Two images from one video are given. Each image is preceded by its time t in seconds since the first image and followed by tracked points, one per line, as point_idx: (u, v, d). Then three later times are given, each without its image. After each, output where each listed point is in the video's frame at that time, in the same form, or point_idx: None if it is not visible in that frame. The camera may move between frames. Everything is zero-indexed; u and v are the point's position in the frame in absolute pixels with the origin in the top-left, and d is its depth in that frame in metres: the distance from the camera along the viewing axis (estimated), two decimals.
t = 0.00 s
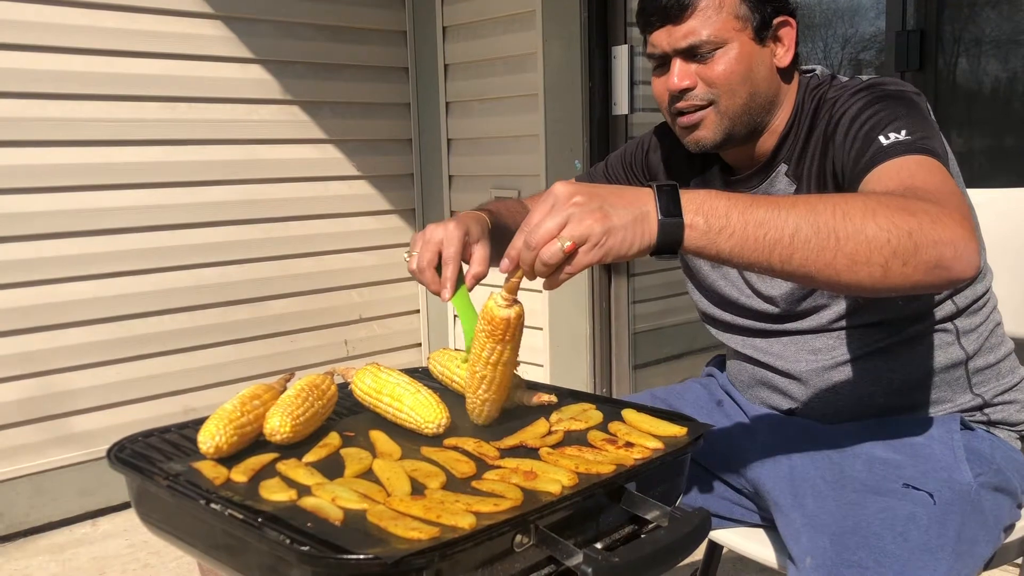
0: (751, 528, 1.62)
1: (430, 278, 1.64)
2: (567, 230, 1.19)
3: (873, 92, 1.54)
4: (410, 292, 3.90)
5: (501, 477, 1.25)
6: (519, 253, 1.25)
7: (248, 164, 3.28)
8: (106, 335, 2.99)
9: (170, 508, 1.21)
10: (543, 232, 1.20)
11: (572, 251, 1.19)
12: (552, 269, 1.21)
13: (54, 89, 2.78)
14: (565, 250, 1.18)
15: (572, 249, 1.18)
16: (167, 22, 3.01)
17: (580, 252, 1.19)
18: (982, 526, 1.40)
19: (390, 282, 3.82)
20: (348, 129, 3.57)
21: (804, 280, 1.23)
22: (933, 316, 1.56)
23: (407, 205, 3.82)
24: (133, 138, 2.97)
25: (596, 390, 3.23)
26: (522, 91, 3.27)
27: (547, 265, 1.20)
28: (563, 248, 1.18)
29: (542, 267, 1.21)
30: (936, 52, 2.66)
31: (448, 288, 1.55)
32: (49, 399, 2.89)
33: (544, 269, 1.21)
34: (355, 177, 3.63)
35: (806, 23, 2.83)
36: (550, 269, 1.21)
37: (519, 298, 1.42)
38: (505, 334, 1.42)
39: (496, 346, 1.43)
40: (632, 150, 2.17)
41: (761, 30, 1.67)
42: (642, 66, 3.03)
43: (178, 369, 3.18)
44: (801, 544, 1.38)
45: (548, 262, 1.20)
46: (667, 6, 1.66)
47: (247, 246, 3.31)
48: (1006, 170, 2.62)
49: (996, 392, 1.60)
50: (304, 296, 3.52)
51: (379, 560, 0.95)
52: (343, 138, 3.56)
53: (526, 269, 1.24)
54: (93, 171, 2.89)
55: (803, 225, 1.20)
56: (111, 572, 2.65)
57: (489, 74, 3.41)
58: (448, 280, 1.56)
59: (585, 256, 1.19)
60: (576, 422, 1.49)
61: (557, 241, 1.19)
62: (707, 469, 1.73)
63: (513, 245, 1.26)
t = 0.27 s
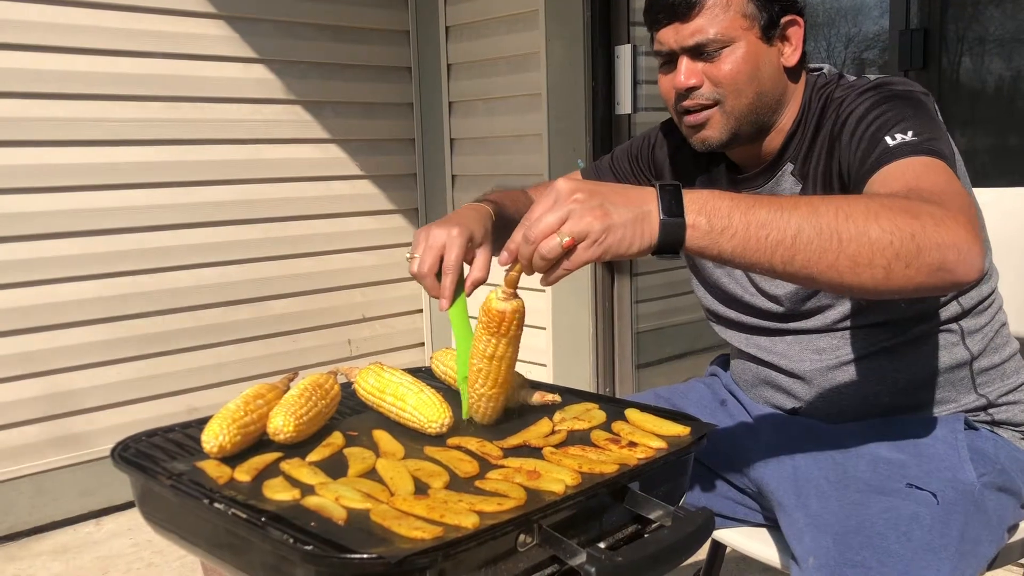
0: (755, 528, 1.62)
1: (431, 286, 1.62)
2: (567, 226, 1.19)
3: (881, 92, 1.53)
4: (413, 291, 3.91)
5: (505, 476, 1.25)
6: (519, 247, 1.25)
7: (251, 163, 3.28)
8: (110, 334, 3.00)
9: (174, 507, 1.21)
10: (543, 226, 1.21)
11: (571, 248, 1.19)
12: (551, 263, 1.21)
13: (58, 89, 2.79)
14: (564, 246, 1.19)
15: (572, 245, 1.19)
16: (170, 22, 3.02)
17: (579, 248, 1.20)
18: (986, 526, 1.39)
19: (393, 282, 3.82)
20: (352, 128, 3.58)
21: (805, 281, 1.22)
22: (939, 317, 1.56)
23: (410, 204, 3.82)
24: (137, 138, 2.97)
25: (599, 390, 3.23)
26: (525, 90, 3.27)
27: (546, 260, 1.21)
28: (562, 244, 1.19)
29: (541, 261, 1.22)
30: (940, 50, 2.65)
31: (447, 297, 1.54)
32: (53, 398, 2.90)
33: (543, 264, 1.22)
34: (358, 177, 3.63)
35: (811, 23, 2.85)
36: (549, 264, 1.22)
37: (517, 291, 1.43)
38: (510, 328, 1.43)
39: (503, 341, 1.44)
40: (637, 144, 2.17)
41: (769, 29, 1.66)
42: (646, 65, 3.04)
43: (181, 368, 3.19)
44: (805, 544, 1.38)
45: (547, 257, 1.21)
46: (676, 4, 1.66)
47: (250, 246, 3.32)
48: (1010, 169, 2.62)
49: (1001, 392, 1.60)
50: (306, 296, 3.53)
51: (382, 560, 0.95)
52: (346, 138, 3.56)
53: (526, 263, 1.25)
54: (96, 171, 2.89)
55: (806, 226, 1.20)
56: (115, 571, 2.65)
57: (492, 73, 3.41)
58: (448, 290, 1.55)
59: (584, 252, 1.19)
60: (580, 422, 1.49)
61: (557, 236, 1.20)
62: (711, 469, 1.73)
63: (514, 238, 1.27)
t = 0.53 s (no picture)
0: (758, 527, 1.62)
1: (435, 202, 1.65)
2: (571, 225, 1.19)
3: (886, 91, 1.53)
4: (415, 291, 3.91)
5: (507, 476, 1.25)
6: (520, 245, 1.24)
7: (253, 164, 3.28)
8: (112, 334, 3.00)
9: (176, 507, 1.21)
10: (546, 225, 1.20)
11: (573, 247, 1.19)
12: (554, 262, 1.21)
13: (60, 89, 2.79)
14: (568, 245, 1.18)
15: (575, 244, 1.18)
16: (172, 22, 3.02)
17: (582, 247, 1.19)
18: (990, 526, 1.39)
19: (396, 282, 3.82)
20: (354, 128, 3.58)
21: (809, 280, 1.22)
22: (944, 316, 1.56)
23: (412, 204, 3.82)
24: (139, 138, 2.98)
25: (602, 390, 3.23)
26: (527, 90, 3.27)
27: (548, 259, 1.21)
28: (565, 243, 1.18)
29: (543, 261, 1.21)
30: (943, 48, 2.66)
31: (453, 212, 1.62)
32: (57, 398, 2.90)
33: (545, 263, 1.21)
34: (360, 177, 3.63)
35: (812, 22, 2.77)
36: (551, 263, 1.21)
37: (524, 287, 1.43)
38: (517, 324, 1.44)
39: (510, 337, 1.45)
40: (643, 141, 2.16)
41: (774, 28, 1.66)
42: (647, 64, 3.00)
43: (183, 369, 3.19)
44: (808, 544, 1.38)
45: (549, 256, 1.21)
46: (680, 2, 1.65)
47: (252, 246, 3.32)
48: (1013, 168, 2.61)
49: (1005, 391, 1.59)
50: (309, 296, 3.53)
51: (384, 559, 0.95)
52: (348, 138, 3.56)
53: (527, 262, 1.24)
54: (98, 171, 2.90)
55: (810, 225, 1.20)
56: (118, 571, 2.65)
57: (494, 73, 3.41)
58: (455, 203, 1.63)
59: (587, 251, 1.19)
60: (582, 421, 1.49)
61: (560, 235, 1.19)
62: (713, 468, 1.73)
63: (514, 236, 1.25)
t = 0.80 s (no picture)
0: (761, 528, 1.61)
1: (434, 260, 1.64)
2: (569, 224, 1.20)
3: (888, 91, 1.53)
4: (418, 292, 3.91)
5: (509, 478, 1.25)
6: (519, 244, 1.25)
7: (255, 164, 3.29)
8: (115, 335, 3.00)
9: (179, 509, 1.22)
10: (544, 224, 1.21)
11: (571, 245, 1.20)
12: (551, 261, 1.22)
13: (63, 91, 2.80)
14: (565, 244, 1.19)
15: (572, 243, 1.19)
16: (174, 24, 3.02)
17: (579, 246, 1.20)
18: (994, 527, 1.39)
19: (398, 283, 3.83)
20: (356, 129, 3.58)
21: (808, 280, 1.22)
22: (947, 317, 1.55)
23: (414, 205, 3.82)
24: (141, 140, 2.98)
25: (604, 390, 3.23)
26: (528, 90, 3.27)
27: (546, 257, 1.22)
28: (563, 242, 1.19)
29: (541, 260, 1.22)
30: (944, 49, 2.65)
31: (456, 271, 1.56)
32: (60, 399, 2.91)
33: (542, 261, 1.22)
34: (363, 177, 3.63)
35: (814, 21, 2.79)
36: (548, 261, 1.22)
37: (529, 291, 1.43)
38: (521, 327, 1.43)
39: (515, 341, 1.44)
40: (646, 146, 2.16)
41: (778, 29, 1.66)
42: (649, 65, 3.02)
43: (186, 370, 3.19)
44: (811, 545, 1.38)
45: (547, 255, 1.22)
46: (684, 4, 1.66)
47: (255, 247, 3.32)
48: (1016, 168, 2.61)
49: (1009, 392, 1.59)
50: (311, 297, 3.53)
51: (387, 561, 0.95)
52: (350, 139, 3.57)
53: (525, 261, 1.25)
54: (101, 172, 2.90)
55: (808, 225, 1.20)
56: (121, 573, 2.66)
57: (496, 74, 3.41)
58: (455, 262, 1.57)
59: (585, 250, 1.20)
60: (585, 423, 1.49)
61: (558, 234, 1.20)
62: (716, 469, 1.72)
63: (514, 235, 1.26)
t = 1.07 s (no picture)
0: (762, 529, 1.61)
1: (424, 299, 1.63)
2: (565, 229, 1.20)
3: (887, 92, 1.53)
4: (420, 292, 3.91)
5: (510, 478, 1.25)
6: (516, 247, 1.25)
7: (258, 165, 3.29)
8: (118, 336, 3.01)
9: (180, 510, 1.22)
10: (541, 230, 1.21)
11: (568, 251, 1.20)
12: (548, 266, 1.22)
13: (66, 92, 2.80)
14: (562, 249, 1.20)
15: (569, 249, 1.19)
16: (177, 25, 3.03)
17: (576, 251, 1.20)
18: (995, 527, 1.38)
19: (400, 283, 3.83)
20: (358, 129, 3.58)
21: (807, 282, 1.22)
22: (947, 317, 1.55)
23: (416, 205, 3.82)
24: (143, 141, 2.98)
25: (606, 390, 3.23)
26: (530, 91, 3.27)
27: (543, 262, 1.22)
28: (559, 247, 1.19)
29: (538, 264, 1.23)
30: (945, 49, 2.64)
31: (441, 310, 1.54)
32: (62, 400, 2.91)
33: (539, 266, 1.23)
34: (365, 178, 3.63)
35: (816, 20, 2.84)
36: (545, 266, 1.22)
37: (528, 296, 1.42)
38: (520, 330, 1.43)
39: (512, 348, 1.44)
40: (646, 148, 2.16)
41: (775, 30, 1.66)
42: (651, 65, 3.01)
43: (188, 370, 3.19)
44: (813, 545, 1.37)
45: (543, 260, 1.22)
46: (680, 6, 1.65)
47: (257, 248, 3.33)
48: (1018, 167, 2.60)
49: (1010, 392, 1.59)
50: (313, 297, 3.53)
51: (388, 562, 0.95)
52: (353, 139, 3.57)
53: (523, 266, 1.25)
54: (104, 173, 2.91)
55: (806, 227, 1.20)
56: (123, 573, 2.66)
57: (498, 74, 3.41)
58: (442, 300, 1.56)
59: (582, 255, 1.20)
60: (586, 423, 1.49)
61: (555, 239, 1.21)
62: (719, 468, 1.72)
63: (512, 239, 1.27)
